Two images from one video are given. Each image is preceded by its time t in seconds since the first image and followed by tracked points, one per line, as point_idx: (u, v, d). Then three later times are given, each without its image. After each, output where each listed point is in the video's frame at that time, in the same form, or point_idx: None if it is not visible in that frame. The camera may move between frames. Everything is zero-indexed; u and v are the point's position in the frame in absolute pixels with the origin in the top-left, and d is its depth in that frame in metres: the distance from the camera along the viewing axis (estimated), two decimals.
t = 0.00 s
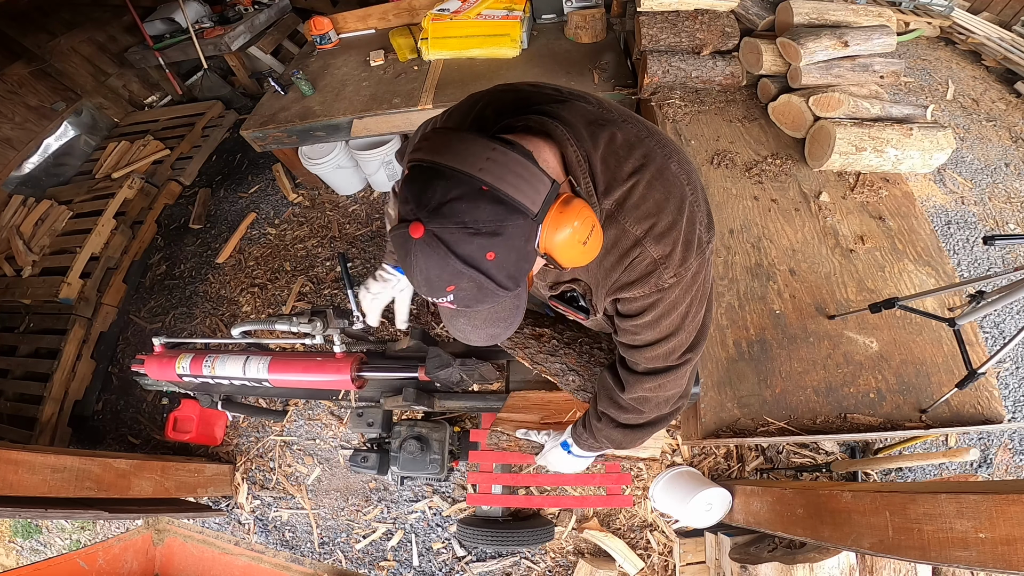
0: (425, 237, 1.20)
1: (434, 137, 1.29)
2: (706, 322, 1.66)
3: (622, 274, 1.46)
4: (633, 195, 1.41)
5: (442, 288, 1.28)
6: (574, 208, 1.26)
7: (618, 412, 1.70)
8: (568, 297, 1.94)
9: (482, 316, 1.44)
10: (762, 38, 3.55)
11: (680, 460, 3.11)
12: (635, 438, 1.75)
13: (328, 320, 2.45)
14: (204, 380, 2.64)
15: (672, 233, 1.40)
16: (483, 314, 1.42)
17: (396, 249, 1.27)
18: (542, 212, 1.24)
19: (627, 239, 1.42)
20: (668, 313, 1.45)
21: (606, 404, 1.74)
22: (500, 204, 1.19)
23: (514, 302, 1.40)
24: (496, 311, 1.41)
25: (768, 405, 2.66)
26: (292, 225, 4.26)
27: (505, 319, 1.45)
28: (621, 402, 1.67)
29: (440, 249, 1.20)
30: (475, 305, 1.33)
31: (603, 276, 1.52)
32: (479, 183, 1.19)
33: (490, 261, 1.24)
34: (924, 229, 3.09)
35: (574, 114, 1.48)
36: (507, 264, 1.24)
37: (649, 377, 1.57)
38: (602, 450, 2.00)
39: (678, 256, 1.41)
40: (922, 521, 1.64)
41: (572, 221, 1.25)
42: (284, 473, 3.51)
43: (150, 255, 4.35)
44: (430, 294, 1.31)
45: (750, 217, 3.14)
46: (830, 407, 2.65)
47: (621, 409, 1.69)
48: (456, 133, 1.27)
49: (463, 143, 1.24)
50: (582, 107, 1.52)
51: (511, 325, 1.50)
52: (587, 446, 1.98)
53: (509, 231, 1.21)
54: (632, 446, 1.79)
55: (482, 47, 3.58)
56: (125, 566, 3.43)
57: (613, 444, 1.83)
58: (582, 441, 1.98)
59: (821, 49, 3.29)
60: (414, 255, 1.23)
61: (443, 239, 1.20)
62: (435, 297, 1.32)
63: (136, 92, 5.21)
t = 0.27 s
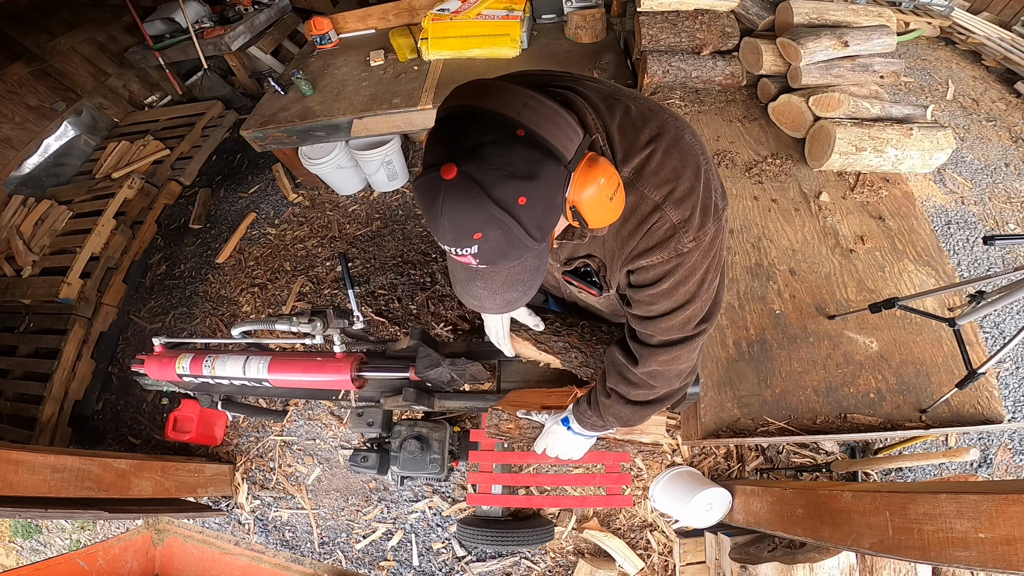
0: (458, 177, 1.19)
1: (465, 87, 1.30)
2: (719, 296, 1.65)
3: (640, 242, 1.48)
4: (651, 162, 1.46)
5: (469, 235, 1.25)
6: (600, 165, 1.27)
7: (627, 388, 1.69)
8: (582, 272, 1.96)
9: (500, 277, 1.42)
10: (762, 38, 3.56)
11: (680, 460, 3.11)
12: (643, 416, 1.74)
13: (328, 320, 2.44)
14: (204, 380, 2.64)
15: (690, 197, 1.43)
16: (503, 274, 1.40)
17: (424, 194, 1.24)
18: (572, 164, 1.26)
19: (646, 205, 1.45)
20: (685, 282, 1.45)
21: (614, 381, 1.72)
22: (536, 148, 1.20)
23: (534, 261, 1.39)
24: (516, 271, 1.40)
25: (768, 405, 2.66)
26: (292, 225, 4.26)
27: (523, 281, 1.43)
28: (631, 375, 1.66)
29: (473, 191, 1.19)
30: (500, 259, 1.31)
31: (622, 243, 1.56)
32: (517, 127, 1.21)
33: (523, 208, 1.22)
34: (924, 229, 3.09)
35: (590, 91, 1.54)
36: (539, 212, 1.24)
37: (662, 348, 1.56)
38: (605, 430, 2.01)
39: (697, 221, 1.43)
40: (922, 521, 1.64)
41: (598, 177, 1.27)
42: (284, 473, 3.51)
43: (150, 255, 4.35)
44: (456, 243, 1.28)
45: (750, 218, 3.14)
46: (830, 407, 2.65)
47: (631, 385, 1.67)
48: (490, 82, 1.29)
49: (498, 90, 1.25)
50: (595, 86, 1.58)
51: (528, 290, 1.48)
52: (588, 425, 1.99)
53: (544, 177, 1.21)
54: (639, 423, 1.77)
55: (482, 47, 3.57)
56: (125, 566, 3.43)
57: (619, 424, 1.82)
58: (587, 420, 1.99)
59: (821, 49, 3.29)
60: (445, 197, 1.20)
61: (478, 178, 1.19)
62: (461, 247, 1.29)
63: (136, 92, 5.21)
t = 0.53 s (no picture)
0: (525, 137, 1.24)
1: (517, 63, 1.39)
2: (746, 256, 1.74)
3: (675, 217, 1.54)
4: (677, 140, 1.53)
5: (529, 201, 1.27)
6: (644, 140, 1.31)
7: (654, 335, 1.76)
8: (604, 256, 1.88)
9: (544, 255, 1.41)
10: (762, 38, 3.56)
11: (680, 460, 3.11)
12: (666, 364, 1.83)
13: (328, 320, 2.44)
14: (204, 380, 2.64)
15: (719, 170, 1.51)
16: (550, 250, 1.40)
17: (484, 157, 1.28)
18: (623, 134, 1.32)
19: (678, 181, 1.51)
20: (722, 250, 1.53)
21: (640, 326, 1.79)
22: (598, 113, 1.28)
23: (581, 238, 1.40)
24: (561, 248, 1.40)
25: (768, 405, 2.66)
26: (292, 225, 4.26)
27: (567, 259, 1.43)
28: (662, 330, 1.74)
29: (539, 150, 1.23)
30: (554, 229, 1.33)
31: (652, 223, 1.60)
32: (580, 92, 1.29)
33: (584, 171, 1.27)
34: (924, 229, 3.09)
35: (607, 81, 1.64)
36: (597, 177, 1.28)
37: (700, 308, 1.64)
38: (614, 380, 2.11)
39: (728, 190, 1.51)
40: (922, 521, 1.64)
41: (643, 151, 1.30)
42: (284, 473, 3.51)
43: (151, 255, 4.35)
44: (513, 209, 1.30)
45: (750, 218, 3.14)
46: (830, 407, 2.64)
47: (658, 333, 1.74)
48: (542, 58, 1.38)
49: (555, 63, 1.35)
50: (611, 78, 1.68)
51: (568, 269, 1.48)
52: (595, 376, 2.01)
53: (604, 141, 1.27)
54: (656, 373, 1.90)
55: (482, 46, 3.57)
56: (125, 566, 3.43)
57: (634, 372, 1.89)
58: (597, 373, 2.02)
59: (821, 49, 3.29)
60: (510, 156, 1.24)
61: (544, 139, 1.24)
62: (517, 215, 1.30)
63: (136, 92, 5.21)
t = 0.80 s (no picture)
0: (590, 132, 1.27)
1: (550, 62, 1.40)
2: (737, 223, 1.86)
3: (689, 194, 1.59)
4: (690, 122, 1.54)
5: (603, 193, 1.30)
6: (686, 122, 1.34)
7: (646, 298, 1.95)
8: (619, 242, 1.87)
9: (609, 248, 1.43)
10: (762, 38, 3.56)
11: (680, 460, 3.11)
12: (642, 322, 2.07)
13: (328, 320, 2.44)
14: (204, 380, 2.64)
15: (731, 150, 1.55)
16: (615, 241, 1.43)
17: (554, 157, 1.28)
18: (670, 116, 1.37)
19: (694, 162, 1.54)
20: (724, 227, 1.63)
21: (632, 289, 1.97)
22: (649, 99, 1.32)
23: (644, 225, 1.44)
24: (625, 238, 1.43)
25: (768, 406, 2.66)
26: (292, 225, 4.26)
27: (630, 248, 1.47)
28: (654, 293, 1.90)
29: (608, 142, 1.26)
30: (623, 218, 1.36)
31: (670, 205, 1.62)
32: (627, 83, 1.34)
33: (647, 157, 1.31)
34: (924, 229, 3.09)
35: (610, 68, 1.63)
36: (659, 160, 1.33)
37: (695, 275, 1.78)
38: (596, 334, 2.28)
39: (739, 167, 1.56)
40: (922, 521, 1.64)
41: (686, 134, 1.33)
42: (284, 473, 3.51)
43: (151, 255, 4.35)
44: (586, 204, 1.31)
45: (750, 218, 3.14)
46: (830, 407, 2.64)
47: (651, 298, 1.92)
48: (574, 53, 1.41)
49: (591, 56, 1.38)
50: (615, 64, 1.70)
51: (632, 258, 1.52)
52: (577, 328, 2.16)
53: (661, 125, 1.31)
54: (632, 331, 2.12)
55: (482, 46, 3.57)
56: (125, 566, 3.42)
57: (614, 327, 2.10)
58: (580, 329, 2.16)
59: (821, 49, 3.29)
60: (582, 152, 1.26)
61: (609, 131, 1.27)
62: (590, 210, 1.32)
63: (136, 92, 5.21)
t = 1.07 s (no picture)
0: (648, 148, 1.27)
1: (590, 74, 1.38)
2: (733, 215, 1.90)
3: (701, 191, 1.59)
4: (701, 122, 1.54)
5: (660, 207, 1.32)
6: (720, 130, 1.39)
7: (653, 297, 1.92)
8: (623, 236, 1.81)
9: (654, 257, 1.46)
10: (762, 38, 3.56)
11: (680, 460, 3.11)
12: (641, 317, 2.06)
13: (328, 320, 2.44)
14: (204, 380, 2.64)
15: (742, 147, 1.56)
16: (660, 250, 1.45)
17: (614, 174, 1.28)
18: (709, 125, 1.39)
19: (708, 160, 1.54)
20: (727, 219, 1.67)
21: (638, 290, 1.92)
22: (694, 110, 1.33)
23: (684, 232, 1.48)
24: (667, 246, 1.46)
25: (768, 405, 2.66)
26: (292, 225, 4.26)
27: (670, 254, 1.50)
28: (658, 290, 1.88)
29: (666, 157, 1.27)
30: (671, 229, 1.39)
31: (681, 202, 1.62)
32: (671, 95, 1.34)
33: (697, 168, 1.33)
34: (924, 229, 3.09)
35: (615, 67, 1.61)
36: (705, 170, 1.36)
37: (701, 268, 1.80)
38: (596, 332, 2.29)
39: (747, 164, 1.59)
40: (922, 521, 1.64)
41: (719, 141, 1.37)
42: (284, 473, 3.51)
43: (151, 254, 4.35)
44: (643, 219, 1.33)
45: (750, 218, 3.14)
46: (830, 407, 2.64)
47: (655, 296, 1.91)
48: (611, 63, 1.39)
49: (631, 67, 1.37)
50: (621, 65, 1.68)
51: (670, 264, 1.55)
52: (578, 325, 2.15)
53: (707, 134, 1.33)
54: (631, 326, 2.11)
55: (482, 46, 3.57)
56: (125, 566, 3.42)
57: (614, 323, 2.09)
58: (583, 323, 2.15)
59: (821, 49, 3.29)
60: (641, 169, 1.27)
61: (665, 145, 1.28)
62: (646, 224, 1.34)
63: (136, 92, 5.21)
